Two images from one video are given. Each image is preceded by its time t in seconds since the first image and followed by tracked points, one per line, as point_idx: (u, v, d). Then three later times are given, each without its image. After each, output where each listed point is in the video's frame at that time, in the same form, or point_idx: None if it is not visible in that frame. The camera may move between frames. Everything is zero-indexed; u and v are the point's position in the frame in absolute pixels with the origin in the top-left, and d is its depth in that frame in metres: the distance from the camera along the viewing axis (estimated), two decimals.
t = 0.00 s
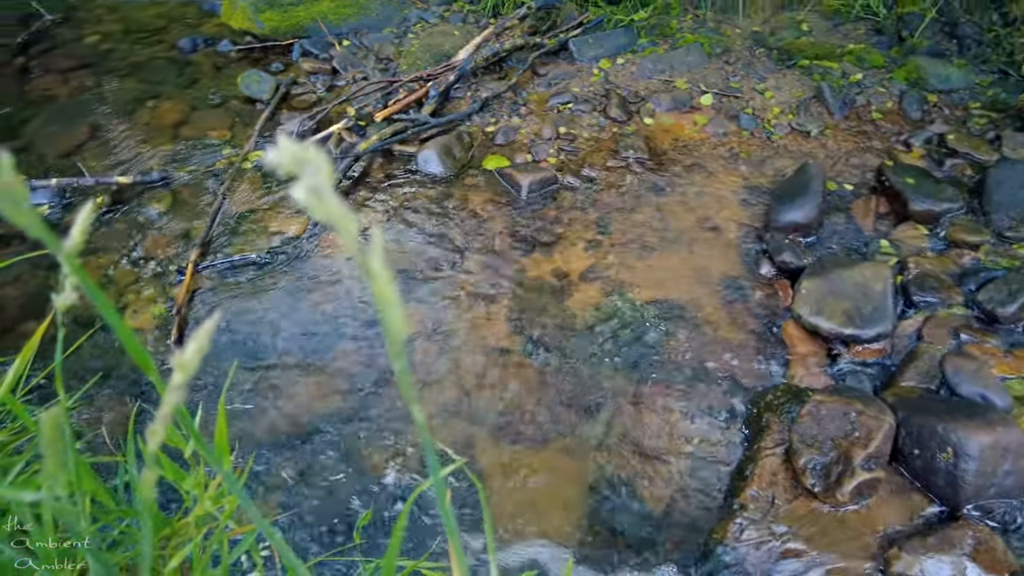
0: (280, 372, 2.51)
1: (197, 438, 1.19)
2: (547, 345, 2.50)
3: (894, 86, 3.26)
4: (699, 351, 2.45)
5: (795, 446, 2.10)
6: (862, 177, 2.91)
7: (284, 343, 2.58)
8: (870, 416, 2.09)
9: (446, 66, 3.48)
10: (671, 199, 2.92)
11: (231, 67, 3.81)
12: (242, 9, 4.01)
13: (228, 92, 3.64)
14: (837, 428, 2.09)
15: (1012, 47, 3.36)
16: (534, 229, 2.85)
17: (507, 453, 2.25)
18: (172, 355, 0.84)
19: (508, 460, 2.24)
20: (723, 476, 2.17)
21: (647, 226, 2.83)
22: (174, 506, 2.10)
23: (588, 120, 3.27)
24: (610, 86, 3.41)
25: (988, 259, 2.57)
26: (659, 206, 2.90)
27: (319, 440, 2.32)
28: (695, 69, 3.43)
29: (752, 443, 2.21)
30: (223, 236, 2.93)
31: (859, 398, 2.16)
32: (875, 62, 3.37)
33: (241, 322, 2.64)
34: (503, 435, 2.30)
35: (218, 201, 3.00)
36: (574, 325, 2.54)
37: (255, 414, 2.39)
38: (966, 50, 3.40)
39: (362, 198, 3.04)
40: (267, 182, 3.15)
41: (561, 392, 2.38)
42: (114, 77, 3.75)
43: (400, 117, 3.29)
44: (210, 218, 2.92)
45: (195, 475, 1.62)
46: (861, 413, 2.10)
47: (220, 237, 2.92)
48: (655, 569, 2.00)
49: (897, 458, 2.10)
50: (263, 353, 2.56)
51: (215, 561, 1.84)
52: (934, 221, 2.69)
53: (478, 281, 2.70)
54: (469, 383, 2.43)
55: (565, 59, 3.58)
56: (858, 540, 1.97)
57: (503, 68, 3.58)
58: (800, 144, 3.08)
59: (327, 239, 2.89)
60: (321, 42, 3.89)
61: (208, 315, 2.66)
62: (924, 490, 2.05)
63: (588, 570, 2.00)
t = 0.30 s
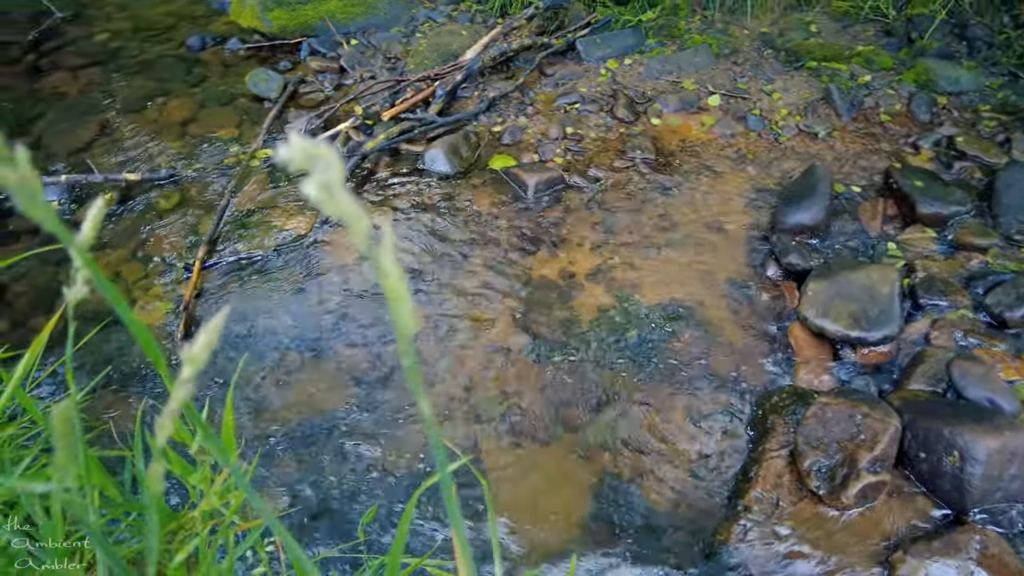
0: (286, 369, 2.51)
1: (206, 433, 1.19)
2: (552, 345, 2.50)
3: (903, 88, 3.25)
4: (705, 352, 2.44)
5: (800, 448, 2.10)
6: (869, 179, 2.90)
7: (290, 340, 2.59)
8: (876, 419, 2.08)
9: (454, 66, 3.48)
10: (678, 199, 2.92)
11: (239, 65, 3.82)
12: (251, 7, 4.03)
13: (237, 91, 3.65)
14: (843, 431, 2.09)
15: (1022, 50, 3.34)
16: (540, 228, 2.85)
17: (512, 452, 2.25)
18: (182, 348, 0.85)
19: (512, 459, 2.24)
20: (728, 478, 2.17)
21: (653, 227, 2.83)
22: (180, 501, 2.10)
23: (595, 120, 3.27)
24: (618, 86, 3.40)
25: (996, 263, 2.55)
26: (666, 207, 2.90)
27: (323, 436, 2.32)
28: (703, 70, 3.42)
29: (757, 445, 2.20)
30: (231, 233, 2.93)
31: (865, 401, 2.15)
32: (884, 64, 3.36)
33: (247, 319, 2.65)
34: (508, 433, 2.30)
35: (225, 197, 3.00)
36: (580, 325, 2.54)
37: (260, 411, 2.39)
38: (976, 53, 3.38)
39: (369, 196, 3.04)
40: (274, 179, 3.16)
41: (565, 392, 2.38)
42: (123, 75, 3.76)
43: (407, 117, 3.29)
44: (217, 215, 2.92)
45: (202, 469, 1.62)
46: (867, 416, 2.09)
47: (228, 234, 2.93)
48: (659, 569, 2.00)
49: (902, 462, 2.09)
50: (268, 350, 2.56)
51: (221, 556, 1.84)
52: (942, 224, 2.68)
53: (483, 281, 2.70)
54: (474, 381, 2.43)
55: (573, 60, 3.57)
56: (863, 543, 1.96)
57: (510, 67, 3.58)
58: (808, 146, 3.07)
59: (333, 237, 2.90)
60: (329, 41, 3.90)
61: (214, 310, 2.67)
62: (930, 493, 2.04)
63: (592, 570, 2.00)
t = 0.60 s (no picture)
0: (291, 366, 2.51)
1: (216, 429, 1.17)
2: (557, 346, 2.50)
3: (911, 90, 3.24)
4: (710, 353, 2.44)
5: (804, 451, 2.09)
6: (876, 181, 2.89)
7: (295, 337, 2.59)
8: (881, 422, 2.08)
9: (460, 65, 3.49)
10: (684, 200, 2.91)
11: (246, 64, 3.82)
12: (259, 6, 4.04)
13: (244, 89, 3.65)
14: (847, 434, 2.08)
15: None
16: (545, 228, 2.85)
17: (516, 452, 2.25)
18: (191, 342, 0.84)
19: (516, 459, 2.24)
20: (732, 480, 2.16)
21: (658, 228, 2.82)
22: (187, 497, 2.11)
23: (601, 120, 3.27)
24: (624, 87, 3.40)
25: (1003, 266, 2.54)
26: (672, 208, 2.89)
27: (328, 434, 2.32)
28: (710, 71, 3.42)
29: (761, 447, 2.19)
30: (237, 231, 2.94)
31: (870, 404, 2.14)
32: (892, 66, 3.34)
33: (253, 316, 2.64)
34: (512, 433, 2.30)
35: (232, 195, 3.01)
36: (584, 326, 2.54)
37: (265, 408, 2.39)
38: (985, 55, 3.36)
39: (375, 194, 3.05)
40: (280, 177, 3.16)
41: (570, 392, 2.38)
42: (131, 73, 3.77)
43: (414, 116, 3.30)
44: (224, 212, 2.93)
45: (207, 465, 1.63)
46: (872, 419, 2.09)
47: (234, 231, 2.94)
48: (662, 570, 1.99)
49: (907, 465, 2.09)
50: (274, 347, 2.57)
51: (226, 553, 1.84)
52: (949, 227, 2.67)
53: (488, 280, 2.70)
54: (478, 381, 2.43)
55: (580, 60, 3.57)
56: (867, 546, 1.96)
57: (517, 67, 3.58)
58: (815, 148, 3.06)
59: (339, 235, 2.90)
60: (337, 40, 3.90)
61: (220, 307, 2.67)
62: (936, 498, 2.03)
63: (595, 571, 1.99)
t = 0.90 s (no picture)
0: (296, 364, 2.51)
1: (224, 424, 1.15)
2: (562, 346, 2.50)
3: (918, 92, 3.23)
4: (715, 355, 2.43)
5: (809, 453, 2.08)
6: (883, 184, 2.88)
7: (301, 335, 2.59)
8: (887, 424, 2.07)
9: (467, 65, 3.50)
10: (690, 201, 2.91)
11: (254, 63, 3.83)
12: (267, 5, 4.05)
13: (251, 88, 3.66)
14: (853, 436, 2.07)
15: None
16: (551, 228, 2.85)
17: (520, 451, 2.25)
18: (201, 337, 0.83)
19: (520, 459, 2.23)
20: (737, 481, 2.15)
21: (664, 228, 2.82)
22: (193, 493, 2.11)
23: (607, 120, 3.27)
24: (631, 88, 3.40)
25: (1011, 269, 2.53)
26: (677, 208, 2.89)
27: (334, 431, 2.32)
28: (717, 72, 3.41)
29: (766, 448, 2.18)
30: (244, 230, 2.94)
31: (876, 406, 2.13)
32: (900, 68, 3.33)
33: (259, 314, 2.65)
34: (516, 432, 2.30)
35: (239, 194, 3.02)
36: (589, 326, 2.54)
37: (271, 405, 2.39)
38: (994, 57, 3.34)
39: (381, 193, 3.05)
40: (287, 176, 3.17)
41: (574, 393, 2.38)
42: (139, 71, 3.78)
43: (420, 116, 3.30)
44: (231, 210, 2.94)
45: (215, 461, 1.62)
46: (878, 422, 2.08)
47: (241, 229, 2.94)
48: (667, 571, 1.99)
49: (913, 468, 2.08)
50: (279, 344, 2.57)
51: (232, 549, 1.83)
52: (957, 229, 2.66)
53: (493, 280, 2.70)
54: (483, 381, 2.42)
55: (586, 60, 3.57)
56: (873, 549, 1.95)
57: (524, 67, 3.58)
58: (822, 150, 3.05)
59: (345, 235, 2.90)
60: (344, 40, 3.91)
61: (227, 305, 2.67)
62: (942, 503, 2.02)
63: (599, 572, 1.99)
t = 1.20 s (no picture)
0: (301, 362, 2.51)
1: (234, 417, 1.13)
2: (566, 346, 2.50)
3: (926, 94, 3.22)
4: (720, 355, 2.43)
5: (813, 454, 2.08)
6: (890, 185, 2.87)
7: (306, 333, 2.59)
8: (892, 426, 2.06)
9: (473, 65, 3.51)
10: (695, 202, 2.91)
11: (260, 61, 3.84)
12: (274, 5, 4.07)
13: (258, 87, 3.66)
14: (857, 438, 2.07)
15: None
16: (556, 228, 2.85)
17: (524, 450, 2.25)
18: (210, 330, 0.78)
19: (524, 458, 2.23)
20: (741, 482, 2.15)
21: (669, 228, 2.82)
22: (198, 490, 2.10)
23: (613, 121, 3.26)
24: (637, 88, 3.39)
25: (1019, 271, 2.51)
26: (683, 209, 2.89)
27: (338, 429, 2.31)
28: (723, 73, 3.41)
29: (771, 449, 2.18)
30: (248, 228, 2.94)
31: (881, 408, 2.13)
32: (907, 69, 3.32)
33: (264, 312, 2.65)
34: (521, 431, 2.30)
35: (244, 192, 3.02)
36: (594, 327, 2.54)
37: (275, 403, 2.39)
38: (1003, 59, 3.31)
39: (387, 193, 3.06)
40: (293, 175, 3.17)
41: (578, 393, 2.38)
42: (146, 69, 3.79)
43: (426, 116, 3.31)
44: (237, 209, 2.95)
45: (221, 457, 1.59)
46: (882, 423, 2.07)
47: (246, 228, 2.94)
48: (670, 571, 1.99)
49: (919, 471, 2.08)
50: (284, 342, 2.57)
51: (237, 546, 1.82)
52: (964, 232, 2.65)
53: (498, 279, 2.70)
54: (487, 380, 2.43)
55: (593, 60, 3.57)
56: (877, 550, 1.94)
57: (530, 67, 3.59)
58: (828, 151, 3.04)
59: (351, 234, 2.91)
60: (350, 38, 3.92)
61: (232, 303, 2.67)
62: (949, 506, 2.02)
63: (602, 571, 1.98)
